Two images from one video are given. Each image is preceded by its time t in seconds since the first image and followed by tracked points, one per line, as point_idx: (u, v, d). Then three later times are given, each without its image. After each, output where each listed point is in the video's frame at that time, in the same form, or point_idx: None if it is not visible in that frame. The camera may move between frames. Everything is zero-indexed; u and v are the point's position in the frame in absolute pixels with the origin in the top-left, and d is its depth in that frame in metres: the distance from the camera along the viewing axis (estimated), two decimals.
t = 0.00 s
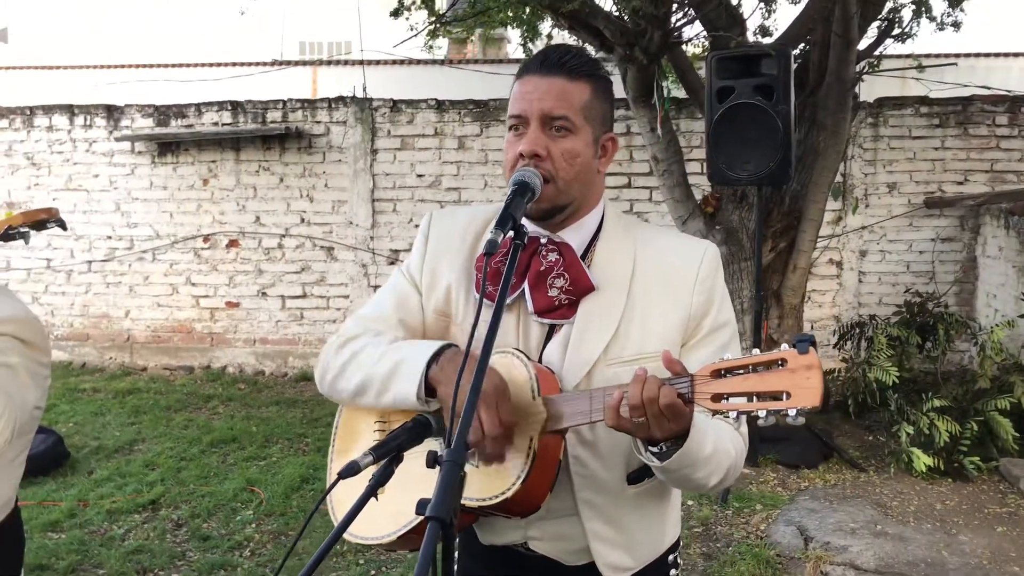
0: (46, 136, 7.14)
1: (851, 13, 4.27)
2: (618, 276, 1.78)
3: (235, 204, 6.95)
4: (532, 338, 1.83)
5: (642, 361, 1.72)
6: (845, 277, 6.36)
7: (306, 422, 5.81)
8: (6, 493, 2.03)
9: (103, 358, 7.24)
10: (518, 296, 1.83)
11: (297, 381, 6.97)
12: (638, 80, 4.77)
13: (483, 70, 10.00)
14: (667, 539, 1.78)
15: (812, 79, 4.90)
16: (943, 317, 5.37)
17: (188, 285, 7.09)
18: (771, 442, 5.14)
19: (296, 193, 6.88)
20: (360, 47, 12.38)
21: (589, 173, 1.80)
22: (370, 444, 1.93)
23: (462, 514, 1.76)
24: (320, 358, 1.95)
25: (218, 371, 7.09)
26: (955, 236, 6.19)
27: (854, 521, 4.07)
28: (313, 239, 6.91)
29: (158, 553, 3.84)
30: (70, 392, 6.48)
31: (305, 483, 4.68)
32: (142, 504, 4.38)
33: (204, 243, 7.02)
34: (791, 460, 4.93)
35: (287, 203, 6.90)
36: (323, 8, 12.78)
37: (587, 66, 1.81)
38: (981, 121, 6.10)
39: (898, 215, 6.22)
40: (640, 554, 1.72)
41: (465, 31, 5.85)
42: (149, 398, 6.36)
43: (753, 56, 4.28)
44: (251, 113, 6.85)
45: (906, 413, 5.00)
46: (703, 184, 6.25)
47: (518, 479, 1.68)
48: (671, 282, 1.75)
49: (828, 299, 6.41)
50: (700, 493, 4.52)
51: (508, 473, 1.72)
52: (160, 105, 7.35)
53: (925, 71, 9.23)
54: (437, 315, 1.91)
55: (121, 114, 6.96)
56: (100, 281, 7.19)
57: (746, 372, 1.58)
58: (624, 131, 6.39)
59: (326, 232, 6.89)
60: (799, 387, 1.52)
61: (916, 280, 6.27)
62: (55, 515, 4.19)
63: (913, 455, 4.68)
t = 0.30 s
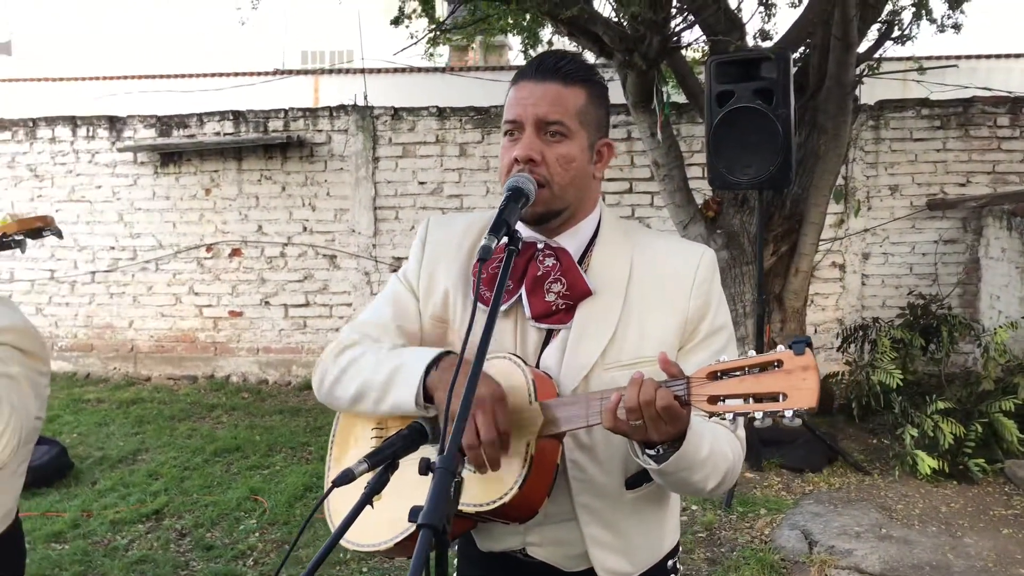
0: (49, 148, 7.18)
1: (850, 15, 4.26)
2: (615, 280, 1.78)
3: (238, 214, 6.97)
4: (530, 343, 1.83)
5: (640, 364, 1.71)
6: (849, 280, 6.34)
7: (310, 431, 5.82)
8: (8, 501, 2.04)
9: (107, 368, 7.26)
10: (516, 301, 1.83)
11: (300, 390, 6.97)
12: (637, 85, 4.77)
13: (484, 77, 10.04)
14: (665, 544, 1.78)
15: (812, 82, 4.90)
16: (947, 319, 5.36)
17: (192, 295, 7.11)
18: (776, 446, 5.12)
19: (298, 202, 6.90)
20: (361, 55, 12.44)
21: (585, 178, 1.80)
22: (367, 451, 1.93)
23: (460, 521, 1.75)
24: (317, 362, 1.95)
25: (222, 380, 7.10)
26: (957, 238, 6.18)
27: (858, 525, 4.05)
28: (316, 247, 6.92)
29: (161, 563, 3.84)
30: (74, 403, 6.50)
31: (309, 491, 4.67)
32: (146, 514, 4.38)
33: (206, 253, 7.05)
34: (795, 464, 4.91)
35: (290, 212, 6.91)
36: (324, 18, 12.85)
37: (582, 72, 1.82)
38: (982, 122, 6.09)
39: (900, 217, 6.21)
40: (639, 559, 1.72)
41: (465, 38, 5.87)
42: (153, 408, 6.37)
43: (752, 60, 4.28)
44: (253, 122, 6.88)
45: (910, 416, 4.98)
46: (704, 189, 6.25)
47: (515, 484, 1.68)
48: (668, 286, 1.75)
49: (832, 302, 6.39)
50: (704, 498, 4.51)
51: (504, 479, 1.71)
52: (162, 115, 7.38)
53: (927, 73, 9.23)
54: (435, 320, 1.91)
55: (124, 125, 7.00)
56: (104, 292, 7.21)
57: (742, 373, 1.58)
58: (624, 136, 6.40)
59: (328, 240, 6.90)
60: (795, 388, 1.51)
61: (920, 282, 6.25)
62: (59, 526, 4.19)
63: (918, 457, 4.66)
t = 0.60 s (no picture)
0: (45, 149, 7.17)
1: (847, 13, 4.26)
2: (611, 275, 1.78)
3: (235, 215, 6.96)
4: (526, 339, 1.83)
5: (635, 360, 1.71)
6: (846, 278, 6.34)
7: (308, 431, 5.82)
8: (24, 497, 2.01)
9: (104, 370, 7.25)
10: (511, 297, 1.83)
11: (298, 390, 6.97)
12: (634, 83, 4.77)
13: (481, 76, 10.04)
14: (663, 542, 1.78)
15: (808, 80, 4.90)
16: (945, 316, 5.36)
17: (189, 296, 7.11)
18: (774, 444, 5.12)
19: (295, 203, 6.89)
20: (358, 56, 12.44)
21: (579, 174, 1.80)
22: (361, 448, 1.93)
23: (454, 514, 1.75)
24: (310, 361, 1.94)
25: (220, 381, 7.10)
26: (955, 235, 6.18)
27: (857, 522, 4.06)
28: (313, 248, 6.92)
29: (159, 565, 3.84)
30: (72, 404, 6.49)
31: (307, 492, 4.67)
32: (144, 515, 4.37)
33: (203, 253, 7.04)
34: (793, 461, 4.91)
35: (287, 213, 6.91)
36: (321, 18, 12.85)
37: (574, 67, 1.81)
38: (979, 120, 6.09)
39: (898, 214, 6.22)
40: (635, 556, 1.71)
41: (461, 38, 5.86)
42: (151, 409, 6.37)
43: (749, 57, 4.28)
44: (249, 123, 6.87)
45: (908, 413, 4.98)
46: (701, 187, 6.25)
47: (508, 474, 1.67)
48: (663, 282, 1.75)
49: (829, 300, 6.39)
50: (702, 496, 4.51)
51: (496, 471, 1.71)
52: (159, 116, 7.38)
53: (923, 70, 9.24)
54: (431, 317, 1.90)
55: (120, 126, 6.99)
56: (101, 293, 7.20)
57: (735, 363, 1.58)
58: (621, 135, 6.40)
59: (325, 240, 6.90)
60: (788, 376, 1.51)
61: (917, 279, 6.26)
62: (56, 528, 4.19)
63: (916, 454, 4.66)
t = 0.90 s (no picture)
0: (33, 148, 7.13)
1: (836, 5, 4.26)
2: (599, 268, 1.78)
3: (225, 212, 6.94)
4: (517, 333, 1.83)
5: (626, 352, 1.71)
6: (837, 270, 6.36)
7: (301, 428, 5.81)
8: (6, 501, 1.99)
9: (96, 369, 7.23)
10: (500, 291, 1.83)
11: (291, 388, 6.96)
12: (624, 77, 4.76)
13: (472, 71, 10.02)
14: (656, 534, 1.78)
15: (798, 73, 4.91)
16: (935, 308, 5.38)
17: (180, 294, 7.08)
18: (766, 436, 5.14)
19: (286, 200, 6.87)
20: (348, 51, 12.40)
21: (565, 167, 1.79)
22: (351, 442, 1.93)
23: (443, 505, 1.75)
24: (294, 341, 1.93)
25: (212, 379, 7.08)
26: (945, 226, 6.21)
27: (849, 513, 4.07)
28: (304, 245, 6.89)
29: (152, 563, 3.83)
30: (63, 404, 6.47)
31: (300, 489, 4.66)
32: (136, 514, 4.36)
33: (194, 251, 7.01)
34: (785, 453, 4.93)
35: (278, 210, 6.89)
36: (310, 14, 12.81)
37: (556, 61, 1.81)
38: (968, 111, 6.11)
39: (888, 207, 6.23)
40: (627, 547, 1.72)
41: (452, 33, 5.84)
42: (143, 407, 6.35)
43: (738, 51, 4.28)
44: (239, 120, 6.84)
45: (899, 403, 5.01)
46: (692, 181, 6.25)
47: (495, 467, 1.67)
48: (652, 275, 1.75)
49: (821, 293, 6.41)
50: (695, 489, 4.52)
51: (484, 463, 1.71)
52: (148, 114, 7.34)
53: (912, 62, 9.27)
54: (420, 309, 1.90)
55: (109, 124, 6.95)
56: (91, 292, 7.17)
57: (722, 354, 1.58)
58: (612, 129, 6.40)
59: (317, 237, 6.88)
60: (775, 367, 1.51)
61: (908, 271, 6.28)
62: (48, 528, 4.17)
63: (907, 445, 4.69)
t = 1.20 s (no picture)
0: (28, 146, 7.11)
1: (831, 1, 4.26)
2: (596, 265, 1.78)
3: (220, 210, 6.92)
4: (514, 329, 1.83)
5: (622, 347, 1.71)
6: (832, 266, 6.37)
7: (297, 426, 5.81)
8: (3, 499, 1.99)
9: (91, 367, 7.21)
10: (497, 288, 1.83)
11: (287, 385, 6.96)
12: (619, 74, 4.77)
13: (466, 68, 10.03)
14: (653, 527, 1.79)
15: (793, 69, 4.92)
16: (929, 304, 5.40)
17: (175, 292, 7.07)
18: (762, 432, 5.15)
19: (281, 197, 6.86)
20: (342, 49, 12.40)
21: (562, 165, 1.80)
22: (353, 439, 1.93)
23: (448, 507, 1.75)
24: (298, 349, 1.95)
25: (208, 377, 7.07)
26: (939, 222, 6.23)
27: (844, 508, 4.09)
28: (299, 242, 6.89)
29: (149, 561, 3.83)
30: (59, 402, 6.46)
31: (296, 486, 4.66)
32: (133, 512, 4.36)
33: (189, 249, 7.00)
34: (781, 449, 4.95)
35: (273, 207, 6.88)
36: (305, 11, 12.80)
37: (550, 58, 1.81)
38: (962, 107, 6.13)
39: (882, 203, 6.25)
40: (626, 542, 1.73)
41: (447, 30, 5.83)
42: (139, 406, 6.34)
43: (732, 47, 4.28)
44: (234, 117, 6.82)
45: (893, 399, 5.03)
46: (688, 177, 6.26)
47: (500, 470, 1.67)
48: (648, 270, 1.75)
49: (816, 289, 6.42)
50: (691, 485, 4.53)
51: (491, 463, 1.71)
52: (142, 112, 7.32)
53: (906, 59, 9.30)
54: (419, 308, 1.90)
55: (103, 122, 6.94)
56: (86, 290, 7.15)
57: (722, 361, 1.58)
58: (607, 126, 6.41)
59: (312, 235, 6.87)
60: (775, 376, 1.51)
61: (902, 267, 6.30)
62: (45, 526, 4.17)
63: (902, 441, 4.70)
